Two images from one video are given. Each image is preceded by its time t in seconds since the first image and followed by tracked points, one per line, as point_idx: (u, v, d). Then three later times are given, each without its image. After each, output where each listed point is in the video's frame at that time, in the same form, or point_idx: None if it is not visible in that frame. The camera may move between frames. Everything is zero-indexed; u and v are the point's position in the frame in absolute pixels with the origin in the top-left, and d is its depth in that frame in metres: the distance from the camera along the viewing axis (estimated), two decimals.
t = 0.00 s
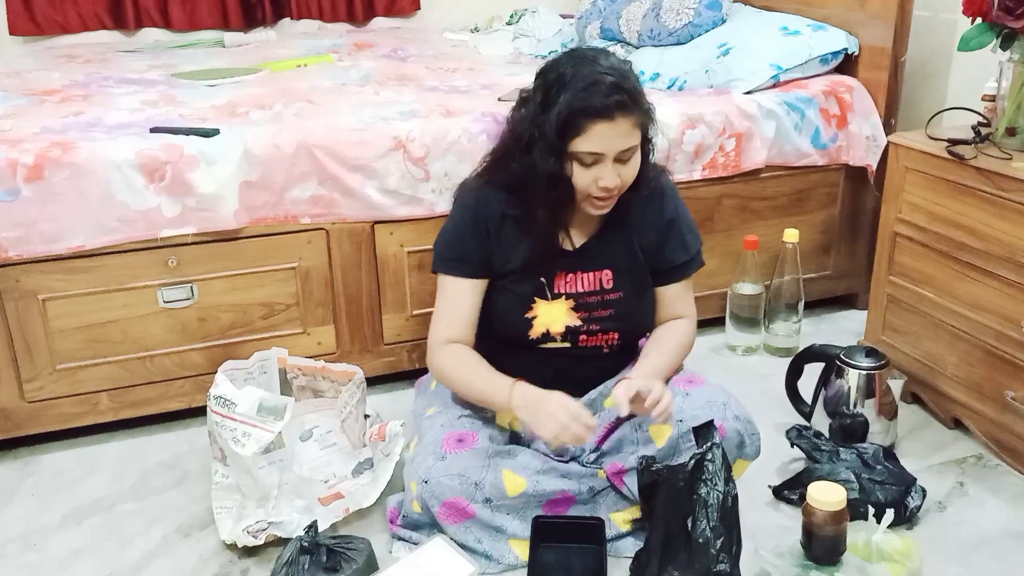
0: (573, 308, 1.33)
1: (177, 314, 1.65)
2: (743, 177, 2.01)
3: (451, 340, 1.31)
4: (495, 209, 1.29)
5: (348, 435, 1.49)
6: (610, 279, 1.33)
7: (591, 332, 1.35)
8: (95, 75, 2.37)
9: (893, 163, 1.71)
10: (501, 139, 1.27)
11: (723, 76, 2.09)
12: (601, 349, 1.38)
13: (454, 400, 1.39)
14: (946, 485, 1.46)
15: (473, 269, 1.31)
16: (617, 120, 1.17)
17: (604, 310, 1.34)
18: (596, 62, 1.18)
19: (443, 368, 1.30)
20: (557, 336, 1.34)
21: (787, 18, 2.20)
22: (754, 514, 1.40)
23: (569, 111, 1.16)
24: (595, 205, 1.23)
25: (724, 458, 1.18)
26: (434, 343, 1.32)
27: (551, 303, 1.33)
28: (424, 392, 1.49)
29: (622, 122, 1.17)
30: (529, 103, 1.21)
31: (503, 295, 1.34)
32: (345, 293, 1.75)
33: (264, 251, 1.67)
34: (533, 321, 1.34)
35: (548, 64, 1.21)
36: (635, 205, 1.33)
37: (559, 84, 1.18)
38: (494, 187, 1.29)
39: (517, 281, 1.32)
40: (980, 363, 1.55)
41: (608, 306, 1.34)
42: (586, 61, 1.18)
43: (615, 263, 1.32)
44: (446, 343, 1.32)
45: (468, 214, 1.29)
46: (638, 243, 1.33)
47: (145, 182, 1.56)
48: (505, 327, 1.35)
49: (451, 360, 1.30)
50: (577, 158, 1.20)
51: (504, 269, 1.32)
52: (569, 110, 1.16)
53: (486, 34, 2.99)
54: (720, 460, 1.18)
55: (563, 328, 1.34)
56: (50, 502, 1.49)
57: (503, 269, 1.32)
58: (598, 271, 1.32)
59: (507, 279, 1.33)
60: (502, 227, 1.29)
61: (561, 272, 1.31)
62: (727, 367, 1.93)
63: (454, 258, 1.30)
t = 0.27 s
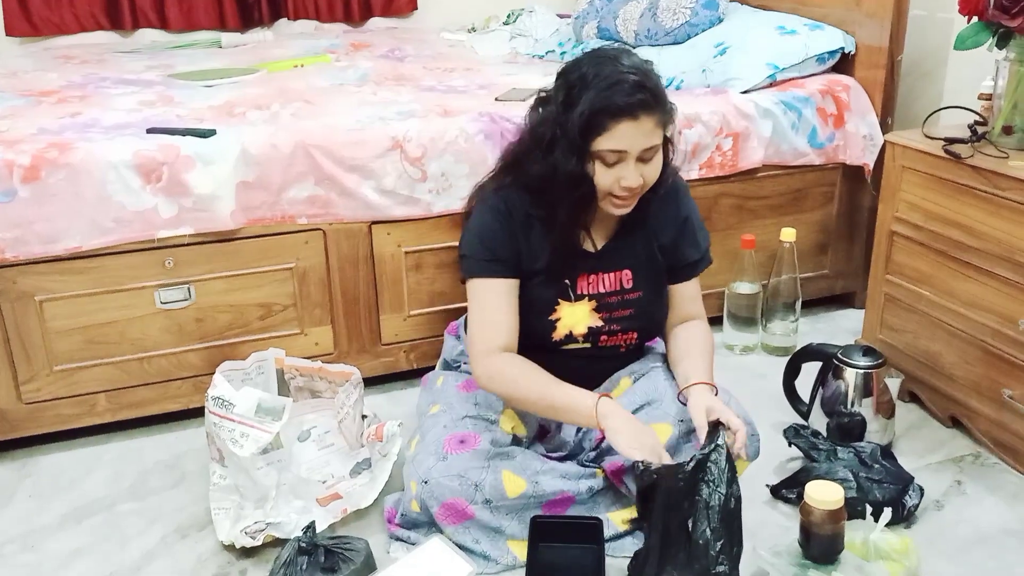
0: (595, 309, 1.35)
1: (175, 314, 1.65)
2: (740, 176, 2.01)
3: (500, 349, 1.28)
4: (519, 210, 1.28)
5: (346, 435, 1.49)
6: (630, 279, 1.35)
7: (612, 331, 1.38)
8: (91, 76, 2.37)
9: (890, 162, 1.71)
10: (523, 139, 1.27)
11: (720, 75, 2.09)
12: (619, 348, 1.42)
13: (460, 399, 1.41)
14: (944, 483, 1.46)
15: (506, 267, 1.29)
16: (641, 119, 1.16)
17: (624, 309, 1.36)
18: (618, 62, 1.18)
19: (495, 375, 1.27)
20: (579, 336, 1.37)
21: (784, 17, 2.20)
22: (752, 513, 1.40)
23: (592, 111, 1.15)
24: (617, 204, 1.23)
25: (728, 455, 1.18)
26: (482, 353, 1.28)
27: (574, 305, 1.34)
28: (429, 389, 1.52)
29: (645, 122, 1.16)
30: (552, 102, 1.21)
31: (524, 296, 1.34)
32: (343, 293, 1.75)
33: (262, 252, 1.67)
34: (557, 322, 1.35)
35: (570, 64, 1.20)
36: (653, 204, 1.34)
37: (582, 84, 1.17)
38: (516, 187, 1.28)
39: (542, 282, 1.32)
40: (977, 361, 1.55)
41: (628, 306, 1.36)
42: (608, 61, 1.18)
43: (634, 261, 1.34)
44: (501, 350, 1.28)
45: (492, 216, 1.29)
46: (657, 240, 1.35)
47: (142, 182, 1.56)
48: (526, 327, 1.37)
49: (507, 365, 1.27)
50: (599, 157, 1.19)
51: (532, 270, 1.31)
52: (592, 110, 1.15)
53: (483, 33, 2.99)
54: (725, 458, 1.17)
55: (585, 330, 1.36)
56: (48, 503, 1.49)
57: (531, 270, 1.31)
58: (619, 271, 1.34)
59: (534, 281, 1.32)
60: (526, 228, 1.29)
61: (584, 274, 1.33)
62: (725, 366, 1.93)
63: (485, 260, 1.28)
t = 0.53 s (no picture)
0: (604, 318, 1.34)
1: (173, 315, 1.65)
2: (738, 177, 2.01)
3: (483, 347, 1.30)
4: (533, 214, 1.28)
5: (344, 436, 1.50)
6: (642, 291, 1.34)
7: (620, 341, 1.37)
8: (90, 76, 2.37)
9: (888, 162, 1.71)
10: (546, 145, 1.26)
11: (718, 76, 2.08)
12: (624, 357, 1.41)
13: (463, 399, 1.39)
14: (942, 483, 1.46)
15: (512, 272, 1.29)
16: (665, 140, 1.15)
17: (633, 320, 1.36)
18: (648, 78, 1.17)
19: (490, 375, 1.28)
20: (586, 344, 1.36)
21: (782, 18, 2.20)
22: (750, 512, 1.41)
23: (616, 126, 1.15)
24: (632, 219, 1.23)
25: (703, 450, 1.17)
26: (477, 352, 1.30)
27: (583, 312, 1.34)
28: (432, 385, 1.51)
29: (669, 143, 1.16)
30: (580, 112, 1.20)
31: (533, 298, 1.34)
32: (341, 294, 1.75)
33: (260, 253, 1.67)
34: (565, 329, 1.35)
35: (600, 75, 1.20)
36: (672, 219, 1.33)
37: (610, 97, 1.16)
38: (533, 192, 1.28)
39: (552, 288, 1.32)
40: (975, 362, 1.55)
41: (638, 317, 1.36)
42: (639, 76, 1.17)
43: (646, 274, 1.34)
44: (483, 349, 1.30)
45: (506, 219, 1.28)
46: (672, 255, 1.35)
47: (140, 183, 1.56)
48: (533, 331, 1.36)
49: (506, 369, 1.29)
50: (618, 172, 1.19)
51: (540, 275, 1.31)
52: (616, 125, 1.15)
53: (481, 34, 2.99)
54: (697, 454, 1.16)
55: (592, 338, 1.36)
56: (46, 504, 1.49)
57: (539, 276, 1.31)
58: (630, 282, 1.34)
59: (545, 286, 1.32)
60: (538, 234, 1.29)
61: (594, 283, 1.32)
62: (724, 366, 1.93)
63: (490, 260, 1.28)
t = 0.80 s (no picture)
0: (604, 323, 1.35)
1: (175, 316, 1.65)
2: (739, 179, 2.01)
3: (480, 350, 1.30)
4: (530, 222, 1.27)
5: (346, 438, 1.48)
6: (641, 296, 1.34)
7: (620, 346, 1.38)
8: (91, 78, 2.37)
9: (889, 165, 1.71)
10: (542, 153, 1.24)
11: (719, 78, 2.08)
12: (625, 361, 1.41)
13: (465, 401, 1.38)
14: (943, 486, 1.46)
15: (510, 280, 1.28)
16: (660, 148, 1.14)
17: (633, 325, 1.36)
18: (643, 85, 1.16)
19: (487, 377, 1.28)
20: (586, 350, 1.36)
21: (784, 20, 2.20)
22: (751, 514, 1.41)
23: (612, 135, 1.14)
24: (631, 227, 1.22)
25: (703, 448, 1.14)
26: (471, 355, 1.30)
27: (583, 318, 1.34)
28: (434, 387, 1.50)
29: (664, 151, 1.14)
30: (576, 121, 1.18)
31: (533, 305, 1.33)
32: (343, 295, 1.75)
33: (261, 254, 1.67)
34: (565, 335, 1.35)
35: (595, 81, 1.18)
36: (674, 224, 1.33)
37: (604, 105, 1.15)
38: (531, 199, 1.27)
39: (551, 295, 1.32)
40: (976, 364, 1.56)
41: (638, 322, 1.36)
42: (634, 83, 1.15)
43: (647, 279, 1.34)
44: (478, 351, 1.30)
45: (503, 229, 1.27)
46: (671, 260, 1.35)
47: (142, 184, 1.56)
48: (533, 338, 1.36)
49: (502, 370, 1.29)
50: (615, 180, 1.18)
51: (538, 282, 1.31)
52: (611, 134, 1.13)
53: (482, 36, 2.99)
54: (697, 452, 1.14)
55: (593, 343, 1.36)
56: (47, 505, 1.49)
57: (538, 282, 1.31)
58: (631, 287, 1.33)
59: (543, 293, 1.32)
60: (535, 241, 1.28)
61: (594, 288, 1.32)
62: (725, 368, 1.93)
63: (487, 268, 1.27)
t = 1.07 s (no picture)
0: (582, 312, 1.33)
1: (170, 312, 1.65)
2: (735, 175, 2.01)
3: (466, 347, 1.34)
4: (502, 212, 1.29)
5: (342, 433, 1.49)
6: (618, 283, 1.34)
7: (601, 335, 1.34)
8: (87, 73, 2.36)
9: (886, 161, 1.71)
10: (511, 142, 1.28)
11: (716, 74, 2.09)
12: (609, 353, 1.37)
13: (457, 396, 1.39)
14: (938, 480, 1.47)
15: (484, 273, 1.31)
16: (627, 116, 1.18)
17: (612, 312, 1.35)
18: (606, 61, 1.20)
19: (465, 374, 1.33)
20: (565, 339, 1.34)
21: (780, 17, 2.20)
22: (746, 510, 1.41)
23: (580, 107, 1.17)
24: (603, 201, 1.24)
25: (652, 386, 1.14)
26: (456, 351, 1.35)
27: (560, 307, 1.33)
28: (423, 386, 1.51)
29: (631, 119, 1.19)
30: (540, 102, 1.22)
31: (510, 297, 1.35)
32: (339, 291, 1.75)
33: (257, 250, 1.67)
34: (542, 325, 1.34)
35: (558, 63, 1.22)
36: (644, 208, 1.33)
37: (569, 82, 1.19)
38: (501, 189, 1.30)
39: (527, 284, 1.33)
40: (972, 360, 1.56)
41: (617, 309, 1.35)
42: (596, 60, 1.20)
43: (624, 266, 1.34)
44: (464, 347, 1.35)
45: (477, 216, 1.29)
46: (647, 245, 1.34)
47: (138, 180, 1.56)
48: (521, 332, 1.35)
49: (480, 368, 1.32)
50: (585, 154, 1.21)
51: (514, 272, 1.32)
52: (579, 106, 1.17)
53: (479, 32, 2.99)
54: (647, 393, 1.14)
55: (572, 332, 1.34)
56: (42, 501, 1.49)
57: (513, 273, 1.32)
58: (607, 275, 1.33)
59: (519, 283, 1.33)
60: (510, 230, 1.30)
61: (570, 276, 1.32)
62: (721, 364, 1.93)
63: (461, 263, 1.30)
